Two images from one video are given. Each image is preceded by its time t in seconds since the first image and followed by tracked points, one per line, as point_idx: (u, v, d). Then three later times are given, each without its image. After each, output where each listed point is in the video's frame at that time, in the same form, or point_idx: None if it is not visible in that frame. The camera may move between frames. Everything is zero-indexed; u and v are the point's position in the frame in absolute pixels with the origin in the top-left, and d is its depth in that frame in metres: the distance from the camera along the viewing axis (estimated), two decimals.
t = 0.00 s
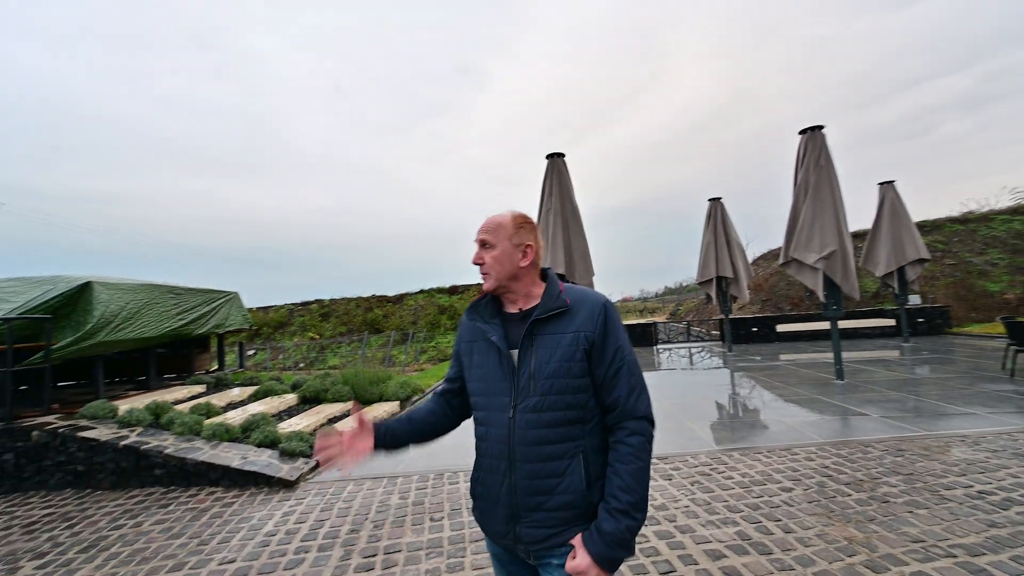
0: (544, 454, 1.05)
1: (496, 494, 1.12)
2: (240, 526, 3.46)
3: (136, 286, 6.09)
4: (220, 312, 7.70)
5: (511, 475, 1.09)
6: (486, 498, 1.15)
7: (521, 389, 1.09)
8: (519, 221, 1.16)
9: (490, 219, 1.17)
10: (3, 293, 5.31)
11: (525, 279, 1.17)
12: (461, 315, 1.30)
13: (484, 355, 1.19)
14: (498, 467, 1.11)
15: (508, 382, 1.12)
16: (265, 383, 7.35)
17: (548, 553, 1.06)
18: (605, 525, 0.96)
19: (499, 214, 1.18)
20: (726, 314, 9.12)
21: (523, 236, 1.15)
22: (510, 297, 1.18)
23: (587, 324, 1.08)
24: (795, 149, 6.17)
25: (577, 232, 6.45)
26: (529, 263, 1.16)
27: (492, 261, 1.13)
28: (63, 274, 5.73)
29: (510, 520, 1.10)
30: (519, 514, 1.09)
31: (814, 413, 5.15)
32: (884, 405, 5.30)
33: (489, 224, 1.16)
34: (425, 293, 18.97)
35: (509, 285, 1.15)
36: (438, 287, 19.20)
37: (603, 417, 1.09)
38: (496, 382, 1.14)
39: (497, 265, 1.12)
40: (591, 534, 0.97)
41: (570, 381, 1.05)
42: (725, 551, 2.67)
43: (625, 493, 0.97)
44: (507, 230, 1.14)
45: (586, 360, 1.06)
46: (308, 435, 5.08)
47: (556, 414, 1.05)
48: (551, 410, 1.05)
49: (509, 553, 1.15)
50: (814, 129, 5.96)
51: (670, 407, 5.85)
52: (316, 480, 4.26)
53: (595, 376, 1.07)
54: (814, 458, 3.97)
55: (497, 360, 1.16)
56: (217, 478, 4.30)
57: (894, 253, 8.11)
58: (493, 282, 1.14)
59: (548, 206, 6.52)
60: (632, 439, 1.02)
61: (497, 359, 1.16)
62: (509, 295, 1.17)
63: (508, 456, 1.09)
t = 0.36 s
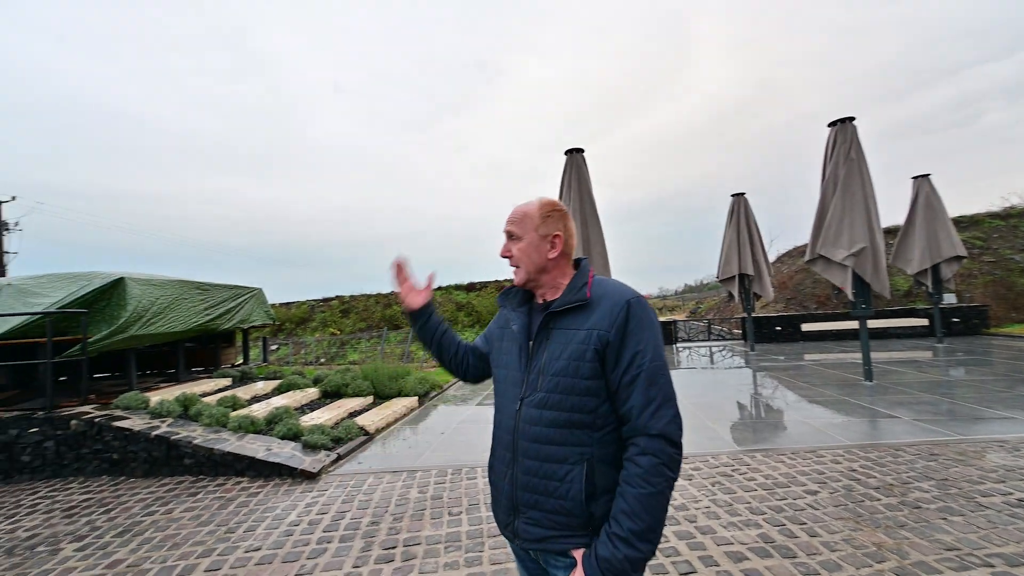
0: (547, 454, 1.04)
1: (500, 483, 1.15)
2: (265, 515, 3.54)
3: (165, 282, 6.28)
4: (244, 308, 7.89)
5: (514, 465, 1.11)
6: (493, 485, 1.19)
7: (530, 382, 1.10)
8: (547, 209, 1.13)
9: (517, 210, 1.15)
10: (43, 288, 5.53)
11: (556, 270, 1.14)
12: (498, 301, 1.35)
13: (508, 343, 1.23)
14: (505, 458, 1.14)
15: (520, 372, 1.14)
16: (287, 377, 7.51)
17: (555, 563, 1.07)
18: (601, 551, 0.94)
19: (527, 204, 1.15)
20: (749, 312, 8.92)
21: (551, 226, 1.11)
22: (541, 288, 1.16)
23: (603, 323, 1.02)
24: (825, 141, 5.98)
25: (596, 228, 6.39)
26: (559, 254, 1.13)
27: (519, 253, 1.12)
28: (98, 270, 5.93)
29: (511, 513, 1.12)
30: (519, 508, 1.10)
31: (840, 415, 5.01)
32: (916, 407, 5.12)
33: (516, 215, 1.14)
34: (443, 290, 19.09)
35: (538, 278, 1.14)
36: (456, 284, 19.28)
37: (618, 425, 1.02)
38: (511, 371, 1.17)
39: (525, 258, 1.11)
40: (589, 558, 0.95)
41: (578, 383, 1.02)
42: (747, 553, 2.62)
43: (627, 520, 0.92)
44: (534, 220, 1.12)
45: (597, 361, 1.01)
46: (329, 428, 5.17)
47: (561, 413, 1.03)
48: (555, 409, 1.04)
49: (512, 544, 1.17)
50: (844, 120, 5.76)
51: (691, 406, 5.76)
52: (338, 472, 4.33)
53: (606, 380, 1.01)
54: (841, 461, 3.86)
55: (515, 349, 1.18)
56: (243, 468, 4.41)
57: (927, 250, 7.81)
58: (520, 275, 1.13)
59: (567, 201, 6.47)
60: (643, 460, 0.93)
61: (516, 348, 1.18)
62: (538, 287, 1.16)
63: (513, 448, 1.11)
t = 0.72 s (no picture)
0: (564, 457, 1.04)
1: (512, 481, 1.15)
2: (276, 511, 3.58)
3: (178, 280, 6.36)
4: (256, 306, 7.98)
5: (527, 464, 1.11)
6: (504, 482, 1.20)
7: (548, 380, 1.09)
8: (579, 199, 1.10)
9: (545, 199, 1.12)
10: (61, 286, 5.64)
11: (585, 264, 1.12)
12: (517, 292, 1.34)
13: (526, 338, 1.22)
14: (518, 456, 1.14)
15: (538, 370, 1.13)
16: (299, 375, 7.58)
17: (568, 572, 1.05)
18: (622, 567, 0.92)
19: (557, 193, 1.12)
20: (761, 311, 8.82)
21: (582, 217, 1.09)
22: (568, 281, 1.14)
23: (632, 325, 1.00)
24: (840, 138, 5.88)
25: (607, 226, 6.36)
26: (590, 247, 1.10)
27: (548, 246, 1.10)
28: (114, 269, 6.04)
29: (522, 512, 1.12)
30: (530, 508, 1.10)
31: (854, 416, 4.93)
32: (933, 409, 5.02)
33: (545, 204, 1.11)
34: (452, 288, 19.14)
35: (566, 271, 1.12)
36: (466, 283, 19.32)
37: (642, 433, 1.01)
38: (528, 367, 1.17)
39: (554, 249, 1.09)
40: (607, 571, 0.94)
41: (602, 388, 1.00)
42: (759, 554, 2.59)
43: (653, 538, 0.91)
44: (565, 210, 1.09)
45: (623, 365, 0.99)
46: (340, 425, 5.21)
47: (580, 416, 1.02)
48: (574, 411, 1.03)
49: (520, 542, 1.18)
50: (861, 116, 5.66)
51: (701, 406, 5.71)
52: (348, 469, 4.36)
53: (632, 386, 0.99)
54: (856, 463, 3.79)
55: (534, 345, 1.17)
56: (255, 464, 4.46)
57: (946, 248, 7.64)
58: (548, 267, 1.11)
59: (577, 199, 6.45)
60: (670, 474, 0.92)
61: (534, 342, 1.18)
62: (564, 281, 1.14)
63: (527, 447, 1.11)
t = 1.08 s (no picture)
0: (578, 457, 1.01)
1: (521, 485, 1.12)
2: (279, 501, 3.59)
3: (181, 273, 6.36)
4: (259, 299, 7.98)
5: (538, 466, 1.08)
6: (512, 486, 1.17)
7: (558, 377, 1.07)
8: (591, 185, 1.07)
9: (556, 182, 1.09)
10: (65, 279, 5.64)
11: (594, 253, 1.10)
12: (517, 285, 1.31)
13: (531, 334, 1.19)
14: (528, 458, 1.11)
15: (546, 367, 1.11)
16: (302, 367, 7.60)
17: (583, 574, 1.03)
18: (643, 566, 0.91)
19: (568, 176, 1.09)
20: (764, 304, 8.78)
21: (597, 203, 1.07)
22: (575, 270, 1.11)
23: (646, 316, 0.99)
24: (847, 127, 5.80)
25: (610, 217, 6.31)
26: (601, 235, 1.08)
27: (559, 231, 1.06)
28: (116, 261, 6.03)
29: (532, 518, 1.10)
30: (542, 513, 1.08)
31: (857, 407, 4.92)
32: (936, 401, 5.00)
33: (557, 187, 1.08)
34: (454, 281, 19.13)
35: (576, 260, 1.08)
36: (468, 275, 19.30)
37: (657, 428, 1.00)
38: (535, 365, 1.14)
39: (566, 235, 1.05)
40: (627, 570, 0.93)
41: (617, 383, 0.98)
42: (760, 544, 2.59)
43: (674, 534, 0.89)
44: (578, 194, 1.06)
45: (638, 359, 0.97)
46: (342, 417, 5.22)
47: (595, 413, 1.00)
48: (587, 409, 1.01)
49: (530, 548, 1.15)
50: (867, 106, 5.57)
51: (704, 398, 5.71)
52: (351, 460, 4.37)
53: (647, 380, 0.98)
54: (858, 454, 3.79)
55: (540, 340, 1.15)
56: (259, 454, 4.48)
57: (952, 240, 7.58)
58: (558, 254, 1.07)
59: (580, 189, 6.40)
60: (689, 468, 0.91)
61: (541, 338, 1.15)
62: (571, 270, 1.11)
63: (537, 448, 1.09)
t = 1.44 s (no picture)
0: (585, 451, 1.00)
1: (527, 481, 1.10)
2: (279, 486, 3.61)
3: (179, 258, 6.32)
4: (258, 285, 7.96)
5: (544, 462, 1.07)
6: (517, 483, 1.15)
7: (563, 371, 1.05)
8: (593, 167, 1.04)
9: (559, 163, 1.06)
10: (63, 263, 5.61)
11: (594, 238, 1.07)
12: (516, 276, 1.29)
13: (532, 328, 1.17)
14: (533, 454, 1.09)
15: (549, 360, 1.09)
16: (301, 353, 7.60)
17: (590, 566, 1.02)
18: (654, 556, 0.89)
19: (571, 158, 1.06)
20: (764, 293, 8.77)
21: (598, 186, 1.03)
22: (573, 256, 1.08)
23: (652, 305, 0.97)
24: (852, 116, 5.72)
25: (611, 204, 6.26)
26: (602, 220, 1.05)
27: (559, 214, 1.03)
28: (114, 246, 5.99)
29: (540, 515, 1.08)
30: (549, 510, 1.06)
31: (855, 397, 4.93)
32: (934, 391, 5.01)
33: (559, 168, 1.05)
34: (454, 269, 19.10)
35: (575, 245, 1.05)
36: (468, 263, 19.26)
37: (664, 417, 0.98)
38: (538, 359, 1.12)
39: (564, 218, 1.02)
40: (638, 560, 0.91)
41: (624, 374, 0.96)
42: (756, 532, 2.60)
43: (685, 523, 0.88)
44: (580, 176, 1.03)
45: (645, 349, 0.95)
46: (342, 403, 5.23)
47: (602, 406, 0.98)
48: (593, 402, 0.99)
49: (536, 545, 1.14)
50: (872, 94, 5.49)
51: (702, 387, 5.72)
52: (350, 446, 4.39)
53: (655, 370, 0.96)
54: (855, 444, 3.80)
55: (542, 333, 1.13)
56: (258, 440, 4.49)
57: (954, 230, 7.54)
58: (556, 238, 1.05)
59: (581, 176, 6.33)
60: (699, 457, 0.90)
61: (543, 330, 1.13)
62: (570, 256, 1.08)
63: (543, 444, 1.07)
